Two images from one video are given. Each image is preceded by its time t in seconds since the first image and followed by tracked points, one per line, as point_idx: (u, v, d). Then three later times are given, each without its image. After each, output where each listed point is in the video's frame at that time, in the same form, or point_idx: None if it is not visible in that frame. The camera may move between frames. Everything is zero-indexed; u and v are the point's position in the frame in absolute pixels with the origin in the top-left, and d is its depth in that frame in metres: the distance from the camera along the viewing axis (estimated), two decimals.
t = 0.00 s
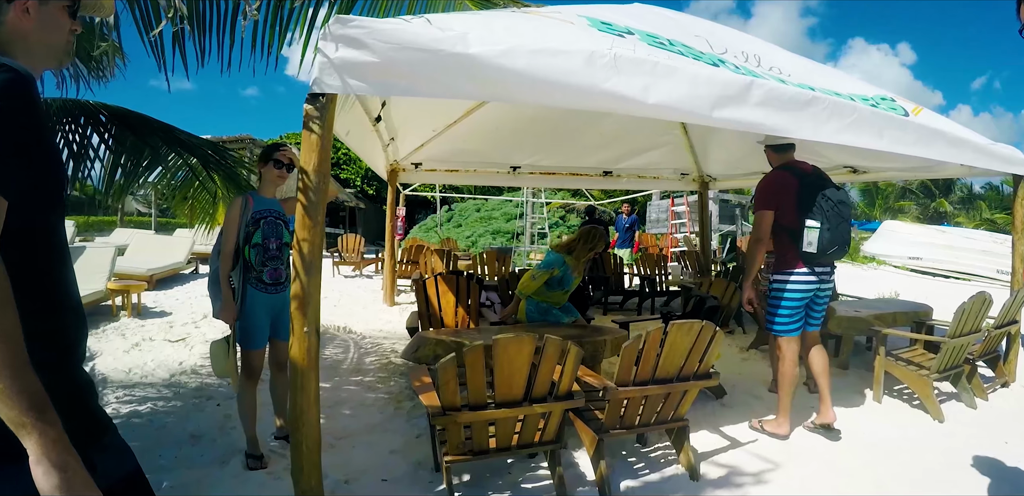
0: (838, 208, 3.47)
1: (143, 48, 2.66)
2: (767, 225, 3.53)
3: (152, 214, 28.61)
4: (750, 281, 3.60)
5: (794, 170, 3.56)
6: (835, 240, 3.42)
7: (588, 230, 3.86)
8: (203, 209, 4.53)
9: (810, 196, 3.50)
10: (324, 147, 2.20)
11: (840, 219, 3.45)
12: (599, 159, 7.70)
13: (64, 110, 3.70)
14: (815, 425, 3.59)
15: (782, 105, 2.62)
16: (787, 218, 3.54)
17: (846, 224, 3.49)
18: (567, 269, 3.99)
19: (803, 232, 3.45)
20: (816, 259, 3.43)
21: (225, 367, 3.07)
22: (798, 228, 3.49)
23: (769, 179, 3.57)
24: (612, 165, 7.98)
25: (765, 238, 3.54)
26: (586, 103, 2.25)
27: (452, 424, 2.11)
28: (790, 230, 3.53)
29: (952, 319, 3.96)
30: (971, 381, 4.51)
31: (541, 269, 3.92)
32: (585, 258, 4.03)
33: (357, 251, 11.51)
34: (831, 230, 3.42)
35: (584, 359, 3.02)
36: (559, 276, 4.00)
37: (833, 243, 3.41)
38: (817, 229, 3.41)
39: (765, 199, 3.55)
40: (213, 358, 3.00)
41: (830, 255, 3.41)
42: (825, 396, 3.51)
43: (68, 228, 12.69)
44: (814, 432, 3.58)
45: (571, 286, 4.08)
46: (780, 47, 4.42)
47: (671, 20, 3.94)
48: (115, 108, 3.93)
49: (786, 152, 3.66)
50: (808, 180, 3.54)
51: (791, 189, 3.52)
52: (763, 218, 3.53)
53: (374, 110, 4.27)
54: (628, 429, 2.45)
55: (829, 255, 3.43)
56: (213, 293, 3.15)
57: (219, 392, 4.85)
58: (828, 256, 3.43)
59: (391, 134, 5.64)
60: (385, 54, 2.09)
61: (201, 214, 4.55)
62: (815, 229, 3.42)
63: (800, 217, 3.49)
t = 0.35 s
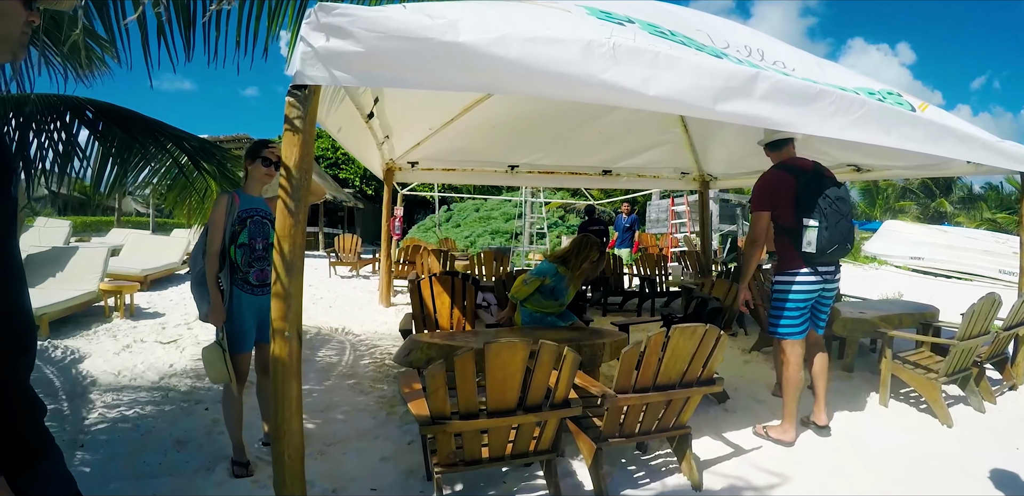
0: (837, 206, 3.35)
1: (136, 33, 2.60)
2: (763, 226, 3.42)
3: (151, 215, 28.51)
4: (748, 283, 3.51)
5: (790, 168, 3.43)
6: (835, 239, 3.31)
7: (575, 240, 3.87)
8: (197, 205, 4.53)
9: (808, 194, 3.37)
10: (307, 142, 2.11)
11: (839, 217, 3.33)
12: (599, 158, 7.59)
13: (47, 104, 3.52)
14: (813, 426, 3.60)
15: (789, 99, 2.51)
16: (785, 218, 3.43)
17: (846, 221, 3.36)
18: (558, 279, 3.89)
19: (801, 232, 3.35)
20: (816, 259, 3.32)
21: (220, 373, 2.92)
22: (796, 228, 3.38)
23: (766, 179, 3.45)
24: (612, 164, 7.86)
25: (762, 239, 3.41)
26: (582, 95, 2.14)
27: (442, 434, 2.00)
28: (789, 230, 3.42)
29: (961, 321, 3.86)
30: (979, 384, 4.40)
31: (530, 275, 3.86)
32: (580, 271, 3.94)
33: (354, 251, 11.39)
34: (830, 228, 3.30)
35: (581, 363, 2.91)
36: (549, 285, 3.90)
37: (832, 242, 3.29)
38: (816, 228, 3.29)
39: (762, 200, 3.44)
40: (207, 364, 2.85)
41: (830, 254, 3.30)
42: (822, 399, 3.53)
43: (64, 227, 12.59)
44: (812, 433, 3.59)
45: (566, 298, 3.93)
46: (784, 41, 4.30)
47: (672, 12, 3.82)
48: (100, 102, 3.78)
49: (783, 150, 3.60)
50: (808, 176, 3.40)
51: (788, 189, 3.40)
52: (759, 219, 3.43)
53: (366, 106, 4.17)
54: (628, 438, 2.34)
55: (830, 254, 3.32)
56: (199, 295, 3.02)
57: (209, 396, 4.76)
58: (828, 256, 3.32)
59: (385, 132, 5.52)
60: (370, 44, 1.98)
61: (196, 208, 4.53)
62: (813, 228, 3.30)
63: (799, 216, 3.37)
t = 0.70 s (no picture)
0: (841, 202, 3.21)
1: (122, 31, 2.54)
2: (764, 225, 3.33)
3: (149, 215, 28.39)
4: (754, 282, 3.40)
5: (790, 167, 3.36)
6: (840, 236, 3.17)
7: (565, 245, 3.73)
8: (188, 200, 4.50)
9: (808, 192, 3.27)
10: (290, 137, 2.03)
11: (844, 213, 3.19)
12: (598, 157, 7.49)
13: (30, 102, 3.38)
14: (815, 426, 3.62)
15: (795, 93, 2.41)
16: (787, 218, 3.35)
17: (853, 218, 3.22)
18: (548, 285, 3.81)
19: (801, 232, 3.27)
20: (820, 259, 3.22)
21: (216, 378, 2.81)
22: (798, 227, 3.30)
23: (766, 179, 3.40)
24: (611, 162, 7.74)
25: (764, 238, 3.32)
26: (578, 86, 2.05)
27: (432, 443, 1.90)
28: (792, 230, 3.34)
29: (970, 323, 3.77)
30: (986, 387, 4.30)
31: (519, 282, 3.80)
32: (569, 274, 3.76)
33: (350, 251, 11.27)
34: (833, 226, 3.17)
35: (579, 367, 2.82)
36: (540, 292, 3.82)
37: (835, 240, 3.16)
38: (818, 227, 3.20)
39: (761, 200, 3.38)
40: (200, 369, 2.72)
41: (834, 253, 3.17)
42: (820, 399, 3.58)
43: (60, 227, 12.49)
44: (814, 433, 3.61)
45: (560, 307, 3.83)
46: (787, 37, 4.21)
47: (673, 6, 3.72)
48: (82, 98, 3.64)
49: (789, 147, 3.50)
50: (810, 173, 3.32)
51: (788, 188, 3.33)
52: (760, 218, 3.36)
53: (358, 102, 4.07)
54: (627, 446, 2.25)
55: (834, 253, 3.19)
56: (185, 298, 2.92)
57: (199, 400, 4.67)
58: (832, 255, 3.19)
59: (379, 130, 5.42)
60: (356, 33, 1.90)
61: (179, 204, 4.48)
62: (814, 227, 3.20)
63: (801, 215, 3.28)
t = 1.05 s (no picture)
0: (850, 198, 3.12)
1: (107, 24, 2.45)
2: (776, 221, 3.17)
3: (147, 215, 28.25)
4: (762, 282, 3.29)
5: (798, 161, 3.22)
6: (849, 233, 3.08)
7: (555, 247, 3.66)
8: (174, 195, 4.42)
9: (819, 186, 3.14)
10: (271, 127, 1.96)
11: (851, 209, 3.10)
12: (597, 154, 7.39)
13: (14, 96, 3.23)
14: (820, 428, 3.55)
15: (803, 82, 2.30)
16: (795, 213, 3.22)
17: (860, 213, 3.14)
18: (539, 288, 3.76)
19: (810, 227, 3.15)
20: (829, 256, 3.12)
21: (205, 380, 2.66)
22: (805, 223, 3.19)
23: (773, 173, 3.26)
24: (610, 160, 7.63)
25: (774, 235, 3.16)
26: (575, 73, 1.96)
27: (421, 451, 1.79)
28: (799, 225, 3.22)
29: (980, 323, 3.66)
30: (995, 389, 4.20)
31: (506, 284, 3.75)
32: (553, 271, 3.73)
33: (347, 251, 11.15)
34: (842, 222, 3.08)
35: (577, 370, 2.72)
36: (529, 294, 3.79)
37: (844, 236, 3.06)
38: (826, 223, 3.10)
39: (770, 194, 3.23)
40: (188, 372, 2.58)
41: (842, 249, 3.08)
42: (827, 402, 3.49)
43: (55, 227, 12.36)
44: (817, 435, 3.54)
45: (553, 313, 3.80)
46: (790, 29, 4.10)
47: None
48: (63, 92, 3.51)
49: (800, 142, 3.37)
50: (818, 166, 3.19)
51: (798, 182, 3.19)
52: (769, 213, 3.20)
53: (351, 96, 3.96)
54: (628, 453, 2.14)
55: (843, 249, 3.09)
56: (170, 298, 2.81)
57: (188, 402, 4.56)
58: (841, 251, 3.10)
59: (374, 127, 5.31)
60: (339, 16, 1.82)
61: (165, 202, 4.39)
62: (822, 223, 3.10)
63: (809, 210, 3.17)
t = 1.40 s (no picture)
0: (866, 197, 3.04)
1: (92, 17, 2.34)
2: (790, 215, 3.07)
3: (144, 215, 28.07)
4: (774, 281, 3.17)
5: (816, 156, 3.12)
6: (863, 233, 3.00)
7: (539, 245, 3.60)
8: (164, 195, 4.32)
9: (837, 184, 3.04)
10: (247, 115, 1.89)
11: (867, 209, 3.03)
12: (596, 152, 7.27)
13: None
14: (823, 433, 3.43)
15: (815, 71, 2.19)
16: (809, 209, 3.13)
17: (874, 215, 3.08)
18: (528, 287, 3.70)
19: (824, 225, 3.06)
20: (843, 255, 3.03)
21: (183, 385, 2.53)
22: (820, 220, 3.09)
23: (790, 167, 3.15)
24: (610, 158, 7.51)
25: (789, 229, 3.05)
26: (573, 57, 1.85)
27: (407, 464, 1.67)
28: (813, 222, 3.13)
29: (993, 325, 3.54)
30: (1006, 392, 4.07)
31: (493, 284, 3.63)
32: (538, 266, 3.67)
33: (344, 251, 11.02)
34: (857, 222, 3.00)
35: (576, 374, 2.59)
36: (517, 292, 3.71)
37: (859, 236, 2.99)
38: (841, 221, 3.01)
39: (786, 187, 3.12)
40: (165, 376, 2.45)
41: (857, 249, 3.00)
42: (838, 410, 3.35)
43: (49, 226, 12.22)
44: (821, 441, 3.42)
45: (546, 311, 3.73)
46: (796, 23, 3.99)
47: None
48: (46, 88, 3.39)
49: (818, 139, 3.29)
50: (835, 164, 3.10)
51: (815, 178, 3.09)
52: (785, 206, 3.09)
53: (343, 91, 3.84)
54: (629, 464, 2.02)
55: (856, 249, 3.01)
56: (149, 298, 2.66)
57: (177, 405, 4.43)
58: (855, 252, 3.01)
59: (368, 124, 5.19)
60: None
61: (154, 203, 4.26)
62: (837, 221, 3.01)
63: (823, 208, 3.08)
